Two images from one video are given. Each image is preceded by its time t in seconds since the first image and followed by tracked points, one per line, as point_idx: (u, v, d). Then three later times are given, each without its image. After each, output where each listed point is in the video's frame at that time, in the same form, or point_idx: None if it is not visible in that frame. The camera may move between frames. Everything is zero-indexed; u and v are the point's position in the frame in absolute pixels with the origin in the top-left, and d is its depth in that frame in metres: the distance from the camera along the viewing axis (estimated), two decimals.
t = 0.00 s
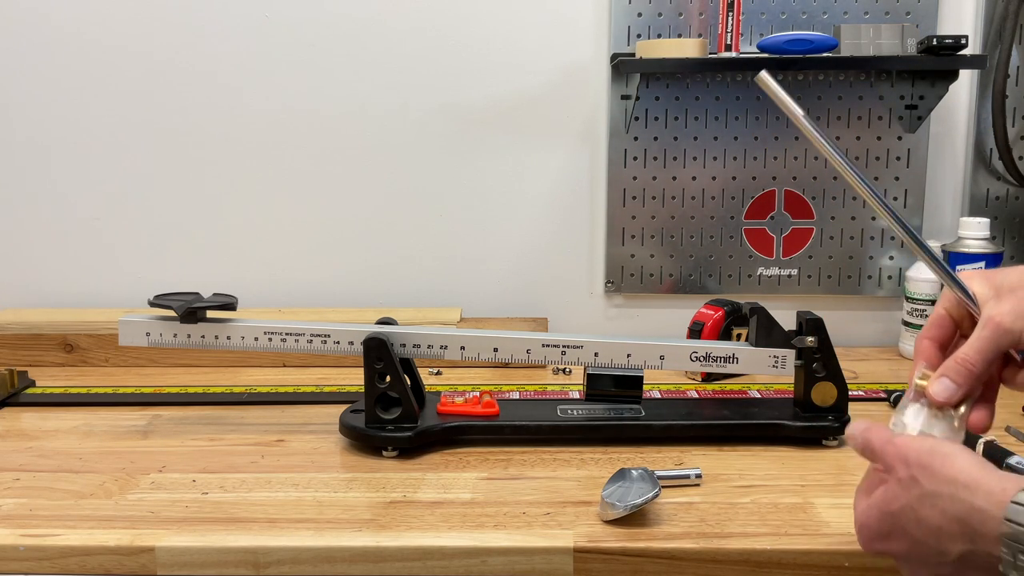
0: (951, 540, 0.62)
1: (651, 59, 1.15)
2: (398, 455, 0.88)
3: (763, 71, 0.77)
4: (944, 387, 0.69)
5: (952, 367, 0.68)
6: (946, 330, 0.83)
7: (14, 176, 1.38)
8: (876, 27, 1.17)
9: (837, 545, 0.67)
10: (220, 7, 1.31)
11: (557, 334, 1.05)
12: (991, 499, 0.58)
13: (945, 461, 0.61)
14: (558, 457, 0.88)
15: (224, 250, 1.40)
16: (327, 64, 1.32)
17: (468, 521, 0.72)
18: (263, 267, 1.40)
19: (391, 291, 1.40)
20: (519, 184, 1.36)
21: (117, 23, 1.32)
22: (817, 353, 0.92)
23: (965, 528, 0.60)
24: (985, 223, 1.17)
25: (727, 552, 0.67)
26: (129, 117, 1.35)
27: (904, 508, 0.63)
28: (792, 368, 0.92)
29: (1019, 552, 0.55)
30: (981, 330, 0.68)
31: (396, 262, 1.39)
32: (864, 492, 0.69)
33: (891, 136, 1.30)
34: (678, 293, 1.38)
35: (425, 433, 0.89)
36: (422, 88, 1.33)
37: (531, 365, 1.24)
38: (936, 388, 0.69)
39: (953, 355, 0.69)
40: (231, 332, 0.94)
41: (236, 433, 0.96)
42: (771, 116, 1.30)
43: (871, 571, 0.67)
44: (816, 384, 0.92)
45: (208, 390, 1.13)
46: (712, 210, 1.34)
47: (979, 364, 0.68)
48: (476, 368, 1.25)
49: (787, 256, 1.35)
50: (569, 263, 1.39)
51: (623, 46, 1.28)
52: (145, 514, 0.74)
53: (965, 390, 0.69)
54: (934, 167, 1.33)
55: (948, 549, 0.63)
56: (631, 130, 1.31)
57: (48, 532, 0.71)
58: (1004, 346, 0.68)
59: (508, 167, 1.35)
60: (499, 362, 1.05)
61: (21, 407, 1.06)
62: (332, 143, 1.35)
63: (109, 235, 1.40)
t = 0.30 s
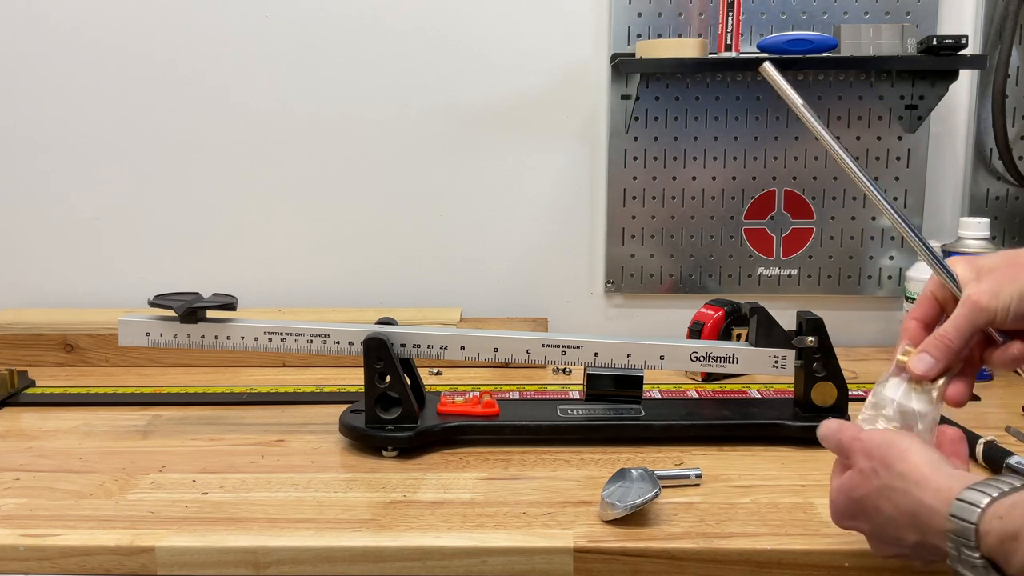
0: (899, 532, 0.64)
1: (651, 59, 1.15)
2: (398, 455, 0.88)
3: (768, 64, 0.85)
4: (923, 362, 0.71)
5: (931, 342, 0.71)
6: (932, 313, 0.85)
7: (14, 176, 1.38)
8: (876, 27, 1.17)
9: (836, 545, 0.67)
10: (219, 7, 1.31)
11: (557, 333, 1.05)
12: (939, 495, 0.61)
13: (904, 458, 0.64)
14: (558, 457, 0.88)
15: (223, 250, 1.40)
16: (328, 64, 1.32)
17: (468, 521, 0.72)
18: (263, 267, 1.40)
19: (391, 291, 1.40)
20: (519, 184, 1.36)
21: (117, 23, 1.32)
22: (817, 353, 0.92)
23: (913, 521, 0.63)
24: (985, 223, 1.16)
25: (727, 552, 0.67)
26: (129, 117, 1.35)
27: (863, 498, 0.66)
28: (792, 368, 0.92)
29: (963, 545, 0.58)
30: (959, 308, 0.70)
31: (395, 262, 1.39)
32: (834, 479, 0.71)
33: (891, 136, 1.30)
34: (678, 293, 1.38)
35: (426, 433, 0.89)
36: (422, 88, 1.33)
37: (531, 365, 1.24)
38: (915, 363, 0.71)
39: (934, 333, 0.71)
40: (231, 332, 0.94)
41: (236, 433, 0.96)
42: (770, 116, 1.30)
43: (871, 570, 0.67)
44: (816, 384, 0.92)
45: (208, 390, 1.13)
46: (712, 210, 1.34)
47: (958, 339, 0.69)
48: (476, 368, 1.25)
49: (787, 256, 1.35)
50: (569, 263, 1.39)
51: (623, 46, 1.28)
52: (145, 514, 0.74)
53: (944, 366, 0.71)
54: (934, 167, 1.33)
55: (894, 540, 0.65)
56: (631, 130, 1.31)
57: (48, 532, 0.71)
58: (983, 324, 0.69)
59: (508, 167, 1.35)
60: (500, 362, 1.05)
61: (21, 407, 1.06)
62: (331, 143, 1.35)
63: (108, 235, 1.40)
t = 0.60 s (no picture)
0: (884, 500, 0.64)
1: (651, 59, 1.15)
2: (398, 456, 0.89)
3: (745, 86, 0.83)
4: (922, 370, 0.70)
5: (928, 350, 0.70)
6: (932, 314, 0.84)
7: (14, 176, 1.38)
8: (876, 27, 1.17)
9: (836, 545, 0.68)
10: (219, 8, 1.31)
11: (557, 334, 1.05)
12: (914, 459, 0.61)
13: (884, 430, 0.65)
14: (558, 457, 0.88)
15: (224, 250, 1.40)
16: (328, 63, 1.33)
17: (468, 521, 0.72)
18: (263, 267, 1.40)
19: (391, 291, 1.40)
20: (519, 184, 1.36)
21: (117, 23, 1.32)
22: (817, 353, 0.92)
23: (896, 492, 0.63)
24: (986, 223, 1.16)
25: (727, 552, 0.67)
26: (129, 117, 1.35)
27: (853, 473, 0.67)
28: (792, 368, 0.92)
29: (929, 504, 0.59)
30: (953, 319, 0.70)
31: (395, 263, 1.39)
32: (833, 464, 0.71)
33: (891, 136, 1.30)
34: (678, 293, 1.38)
35: (426, 433, 0.89)
36: (422, 88, 1.33)
37: (531, 365, 1.24)
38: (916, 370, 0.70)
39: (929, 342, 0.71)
40: (231, 332, 0.94)
41: (236, 433, 0.96)
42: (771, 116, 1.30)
43: (871, 571, 0.67)
44: (816, 384, 0.92)
45: (208, 391, 1.13)
46: (712, 210, 1.34)
47: (956, 349, 0.69)
48: (476, 368, 1.25)
49: (787, 256, 1.35)
50: (569, 263, 1.39)
51: (623, 46, 1.28)
52: (145, 514, 0.74)
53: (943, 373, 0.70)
54: (934, 167, 1.33)
55: (883, 511, 0.65)
56: (631, 130, 1.31)
57: (49, 532, 0.71)
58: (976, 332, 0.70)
59: (509, 167, 1.35)
60: (500, 362, 1.05)
61: (21, 407, 1.06)
62: (332, 144, 1.35)
63: (109, 235, 1.40)
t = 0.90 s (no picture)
0: (878, 474, 0.68)
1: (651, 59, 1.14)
2: (398, 456, 0.89)
3: (780, 65, 0.86)
4: (922, 352, 0.72)
5: (929, 333, 0.72)
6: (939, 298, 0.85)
7: (14, 177, 1.38)
8: (876, 27, 1.18)
9: (837, 545, 0.68)
10: (218, 8, 1.31)
11: (557, 334, 1.05)
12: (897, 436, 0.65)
13: (876, 409, 0.69)
14: (558, 457, 0.88)
15: (223, 250, 1.40)
16: (327, 64, 1.33)
17: (468, 521, 0.72)
18: (263, 267, 1.40)
19: (391, 291, 1.40)
20: (518, 184, 1.36)
21: (117, 23, 1.32)
22: (817, 353, 0.92)
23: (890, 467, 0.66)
24: (985, 223, 1.16)
25: (727, 552, 0.67)
26: (128, 117, 1.35)
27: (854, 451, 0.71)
28: (792, 368, 0.93)
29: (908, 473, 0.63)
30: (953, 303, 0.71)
31: (395, 263, 1.39)
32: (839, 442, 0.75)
33: (891, 136, 1.30)
34: (678, 294, 1.38)
35: (426, 433, 0.89)
36: (421, 88, 1.33)
37: (531, 365, 1.24)
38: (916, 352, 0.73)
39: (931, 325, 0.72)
40: (231, 332, 0.94)
41: (236, 433, 0.96)
42: (771, 116, 1.30)
43: (872, 570, 0.68)
44: (816, 384, 0.93)
45: (208, 390, 1.13)
46: (712, 210, 1.34)
47: (956, 332, 0.71)
48: (476, 368, 1.25)
49: (787, 256, 1.35)
50: (569, 264, 1.39)
51: (623, 46, 1.28)
52: (145, 514, 0.74)
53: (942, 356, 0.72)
54: (934, 167, 1.33)
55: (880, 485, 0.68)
56: (631, 130, 1.31)
57: (49, 532, 0.71)
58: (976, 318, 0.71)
59: (508, 167, 1.35)
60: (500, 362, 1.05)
61: (21, 407, 1.06)
62: (331, 144, 1.35)
63: (108, 235, 1.40)
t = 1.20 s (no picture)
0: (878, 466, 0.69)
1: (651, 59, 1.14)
2: (398, 456, 0.89)
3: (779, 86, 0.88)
4: (915, 357, 0.74)
5: (920, 338, 0.74)
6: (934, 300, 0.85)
7: (13, 176, 1.38)
8: (876, 27, 1.18)
9: (837, 545, 0.68)
10: (218, 8, 1.31)
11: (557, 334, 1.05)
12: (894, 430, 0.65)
13: (874, 403, 0.69)
14: (558, 457, 0.88)
15: (223, 250, 1.40)
16: (327, 63, 1.32)
17: (468, 521, 0.72)
18: (263, 267, 1.40)
19: (390, 291, 1.40)
20: (518, 184, 1.36)
21: (116, 23, 1.32)
22: (817, 353, 0.93)
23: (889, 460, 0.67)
24: (985, 223, 1.16)
25: (727, 552, 0.67)
26: (128, 117, 1.35)
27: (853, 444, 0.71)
28: (792, 368, 0.93)
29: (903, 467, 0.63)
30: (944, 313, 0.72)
31: (395, 263, 1.39)
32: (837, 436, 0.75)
33: (891, 136, 1.30)
34: (678, 294, 1.38)
35: (425, 433, 0.89)
36: (421, 88, 1.33)
37: (530, 365, 1.24)
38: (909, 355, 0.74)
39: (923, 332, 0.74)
40: (231, 332, 0.94)
41: (236, 433, 0.96)
42: (771, 116, 1.30)
43: (871, 570, 0.68)
44: (816, 384, 0.93)
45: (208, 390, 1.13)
46: (712, 210, 1.34)
47: (945, 338, 0.73)
48: (476, 368, 1.25)
49: (787, 256, 1.35)
50: (569, 264, 1.39)
51: (623, 46, 1.28)
52: (145, 514, 0.74)
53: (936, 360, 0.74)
54: (934, 167, 1.33)
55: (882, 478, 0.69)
56: (631, 130, 1.31)
57: (48, 532, 0.71)
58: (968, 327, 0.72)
59: (508, 167, 1.35)
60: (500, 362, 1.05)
61: (21, 407, 1.06)
62: (331, 144, 1.35)
63: (108, 234, 1.40)
